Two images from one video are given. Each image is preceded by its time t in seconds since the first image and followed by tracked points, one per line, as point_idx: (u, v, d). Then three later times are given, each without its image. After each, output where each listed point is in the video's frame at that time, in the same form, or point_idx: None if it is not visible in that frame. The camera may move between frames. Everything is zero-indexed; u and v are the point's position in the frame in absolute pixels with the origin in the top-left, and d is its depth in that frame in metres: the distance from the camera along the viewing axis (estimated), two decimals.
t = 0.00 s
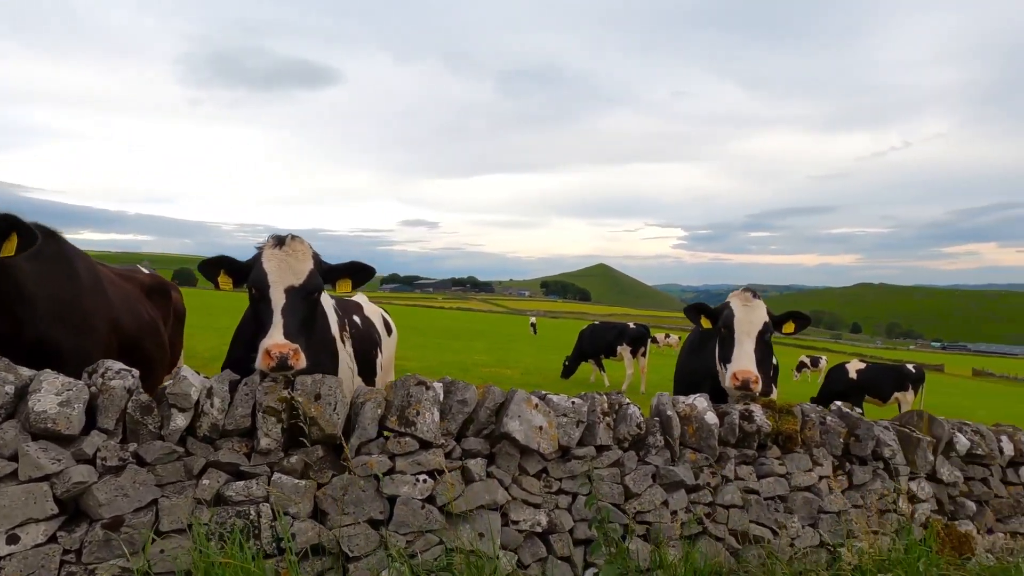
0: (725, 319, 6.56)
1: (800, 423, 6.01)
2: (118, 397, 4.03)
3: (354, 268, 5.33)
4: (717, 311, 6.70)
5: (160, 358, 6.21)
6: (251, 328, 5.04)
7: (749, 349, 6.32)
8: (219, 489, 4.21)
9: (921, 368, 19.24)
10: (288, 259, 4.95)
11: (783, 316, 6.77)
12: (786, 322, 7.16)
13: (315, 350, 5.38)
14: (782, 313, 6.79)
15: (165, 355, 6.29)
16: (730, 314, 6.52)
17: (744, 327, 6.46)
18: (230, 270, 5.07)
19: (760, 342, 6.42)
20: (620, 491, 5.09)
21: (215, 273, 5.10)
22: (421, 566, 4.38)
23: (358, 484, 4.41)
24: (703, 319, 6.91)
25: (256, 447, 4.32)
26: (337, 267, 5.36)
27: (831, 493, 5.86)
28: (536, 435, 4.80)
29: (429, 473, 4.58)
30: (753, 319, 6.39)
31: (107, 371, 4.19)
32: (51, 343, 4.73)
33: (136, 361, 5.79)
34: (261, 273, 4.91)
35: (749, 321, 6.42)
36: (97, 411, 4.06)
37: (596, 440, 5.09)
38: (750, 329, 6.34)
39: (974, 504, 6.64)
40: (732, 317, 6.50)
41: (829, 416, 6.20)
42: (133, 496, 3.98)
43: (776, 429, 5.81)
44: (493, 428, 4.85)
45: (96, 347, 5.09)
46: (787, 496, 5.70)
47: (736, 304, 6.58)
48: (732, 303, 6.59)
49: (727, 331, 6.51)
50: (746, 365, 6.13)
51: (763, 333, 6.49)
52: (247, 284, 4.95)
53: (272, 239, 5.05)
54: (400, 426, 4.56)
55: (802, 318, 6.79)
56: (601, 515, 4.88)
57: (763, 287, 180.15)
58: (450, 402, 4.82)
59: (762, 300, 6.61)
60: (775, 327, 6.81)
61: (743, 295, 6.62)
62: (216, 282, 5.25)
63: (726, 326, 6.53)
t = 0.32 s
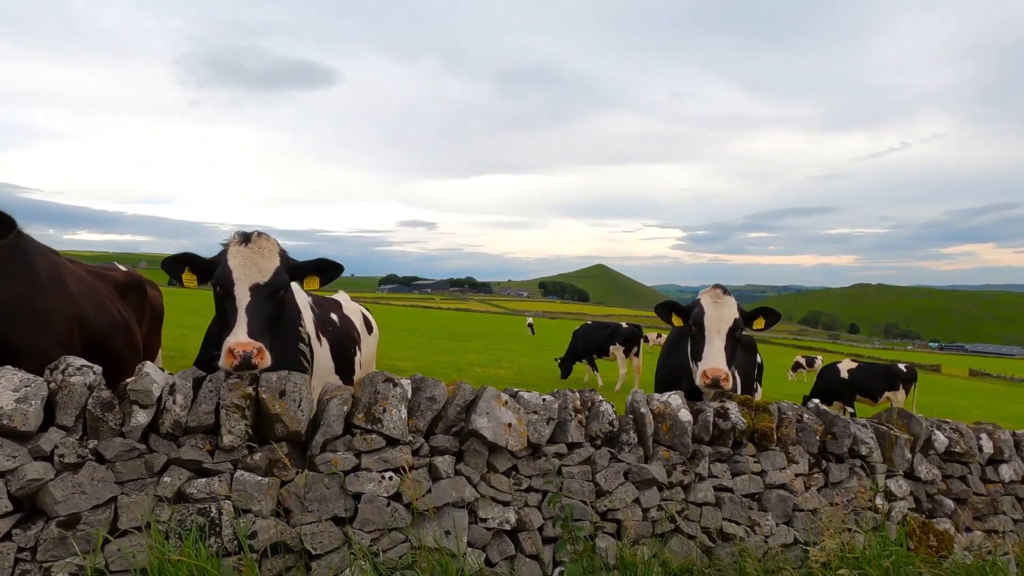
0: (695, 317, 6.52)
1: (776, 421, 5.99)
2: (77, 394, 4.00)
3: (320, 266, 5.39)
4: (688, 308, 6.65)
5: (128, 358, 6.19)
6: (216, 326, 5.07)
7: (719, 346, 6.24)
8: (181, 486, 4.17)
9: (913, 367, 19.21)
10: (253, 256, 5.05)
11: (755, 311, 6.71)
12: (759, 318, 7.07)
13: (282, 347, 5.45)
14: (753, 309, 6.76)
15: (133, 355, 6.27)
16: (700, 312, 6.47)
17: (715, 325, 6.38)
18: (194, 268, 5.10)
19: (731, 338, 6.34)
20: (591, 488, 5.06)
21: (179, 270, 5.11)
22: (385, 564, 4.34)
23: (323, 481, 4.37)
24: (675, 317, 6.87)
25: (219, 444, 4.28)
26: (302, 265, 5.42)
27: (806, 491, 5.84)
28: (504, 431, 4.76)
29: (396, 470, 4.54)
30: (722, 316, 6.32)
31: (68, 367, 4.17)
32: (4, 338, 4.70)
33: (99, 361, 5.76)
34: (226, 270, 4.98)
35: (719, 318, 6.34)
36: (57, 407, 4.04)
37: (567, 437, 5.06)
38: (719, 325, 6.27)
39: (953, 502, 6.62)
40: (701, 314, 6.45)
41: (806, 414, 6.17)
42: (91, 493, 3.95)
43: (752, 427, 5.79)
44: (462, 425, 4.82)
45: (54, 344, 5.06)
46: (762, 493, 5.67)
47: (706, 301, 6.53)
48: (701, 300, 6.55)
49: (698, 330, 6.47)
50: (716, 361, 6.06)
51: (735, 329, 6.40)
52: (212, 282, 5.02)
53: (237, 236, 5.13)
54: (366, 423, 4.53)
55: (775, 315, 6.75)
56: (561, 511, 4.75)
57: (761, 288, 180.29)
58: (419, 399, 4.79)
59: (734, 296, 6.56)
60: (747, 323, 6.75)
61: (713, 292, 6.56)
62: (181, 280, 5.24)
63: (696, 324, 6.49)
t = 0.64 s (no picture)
0: (673, 315, 6.48)
1: (757, 419, 5.93)
2: (38, 393, 3.96)
3: (292, 265, 5.40)
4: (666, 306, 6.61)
5: (98, 356, 6.16)
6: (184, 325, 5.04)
7: (696, 345, 6.22)
8: (144, 487, 4.11)
9: (904, 365, 19.22)
10: (223, 255, 5.04)
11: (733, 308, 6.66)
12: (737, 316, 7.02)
13: (253, 346, 5.45)
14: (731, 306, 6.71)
15: (103, 352, 6.23)
16: (678, 310, 6.43)
17: (693, 322, 6.34)
18: (162, 265, 5.07)
19: (708, 336, 6.31)
20: (566, 488, 5.01)
21: (146, 267, 5.05)
22: (353, 565, 4.27)
23: (290, 481, 4.31)
24: (653, 315, 6.82)
25: (184, 444, 4.22)
26: (273, 264, 5.40)
27: (786, 490, 5.81)
28: (476, 431, 4.70)
29: (366, 470, 4.48)
30: (700, 314, 6.28)
31: (32, 366, 4.14)
32: None
33: (65, 360, 5.73)
34: (195, 268, 4.96)
35: (697, 316, 6.30)
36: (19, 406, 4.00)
37: (542, 436, 5.01)
38: (697, 324, 6.23)
39: (935, 501, 6.58)
40: (679, 312, 6.40)
41: (787, 412, 6.13)
42: (51, 494, 3.90)
43: (731, 426, 5.74)
44: (435, 424, 4.76)
45: (18, 344, 5.03)
46: (740, 493, 5.63)
47: (683, 299, 6.49)
48: (678, 298, 6.50)
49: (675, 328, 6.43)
50: (694, 360, 6.02)
51: (713, 327, 6.37)
52: (180, 280, 4.98)
53: (207, 233, 5.11)
54: (336, 422, 4.48)
55: (753, 312, 6.70)
56: (529, 513, 4.80)
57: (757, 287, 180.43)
58: (391, 398, 4.73)
59: (711, 294, 6.52)
60: (725, 321, 6.71)
61: (691, 290, 6.51)
62: (148, 277, 5.19)
63: (674, 322, 6.45)
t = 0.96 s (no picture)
0: (653, 311, 6.40)
1: (739, 416, 5.83)
2: None
3: (262, 259, 5.33)
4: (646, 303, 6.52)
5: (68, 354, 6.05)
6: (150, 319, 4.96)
7: (676, 341, 6.15)
8: (103, 485, 4.01)
9: (898, 364, 19.14)
10: (190, 248, 4.97)
11: (714, 305, 6.58)
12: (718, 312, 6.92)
13: (223, 341, 5.37)
14: (712, 302, 6.62)
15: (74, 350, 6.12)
16: (658, 306, 6.35)
17: (673, 319, 6.26)
18: (127, 258, 5.00)
19: (689, 333, 6.24)
20: (540, 486, 4.91)
21: (108, 259, 4.97)
22: (317, 565, 4.18)
23: (254, 479, 4.20)
24: (633, 312, 6.74)
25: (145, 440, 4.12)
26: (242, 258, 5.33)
27: (767, 489, 5.72)
28: (447, 427, 4.60)
29: (332, 468, 4.37)
30: (680, 310, 6.21)
31: None
32: None
33: (32, 359, 5.62)
34: (161, 261, 4.90)
35: (677, 312, 6.23)
36: None
37: (516, 433, 4.91)
38: (677, 321, 6.16)
39: (920, 500, 6.49)
40: (659, 309, 6.33)
41: (770, 409, 6.03)
42: (4, 492, 3.86)
43: (711, 423, 5.64)
44: (406, 421, 4.66)
45: None
46: (719, 491, 5.54)
47: (664, 295, 6.41)
48: (659, 294, 6.42)
49: (655, 324, 6.35)
50: (672, 357, 5.95)
51: (693, 324, 6.30)
52: (145, 272, 4.91)
53: (174, 226, 5.05)
54: (303, 418, 4.38)
55: (734, 308, 6.62)
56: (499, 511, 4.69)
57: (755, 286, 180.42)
58: (361, 395, 4.62)
59: (692, 290, 6.43)
60: (706, 317, 6.63)
61: (672, 285, 6.43)
62: (113, 271, 5.11)
63: (654, 318, 6.36)
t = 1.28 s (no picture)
0: (635, 306, 6.32)
1: (723, 413, 5.69)
2: None
3: (230, 252, 5.28)
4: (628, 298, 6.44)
5: (39, 350, 5.91)
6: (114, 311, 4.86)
7: (657, 336, 6.07)
8: (58, 483, 3.89)
9: (894, 364, 18.98)
10: (154, 239, 4.90)
11: (697, 300, 6.50)
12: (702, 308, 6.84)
13: (192, 336, 5.26)
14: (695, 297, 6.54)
15: (47, 347, 5.98)
16: (640, 301, 6.26)
17: (655, 314, 6.19)
18: (89, 250, 4.91)
19: (671, 329, 6.16)
20: (515, 485, 4.78)
21: (68, 252, 4.87)
22: (280, 565, 4.06)
23: (216, 477, 4.06)
24: (615, 307, 6.65)
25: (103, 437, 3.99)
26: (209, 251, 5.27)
27: (751, 487, 5.60)
28: (417, 424, 4.46)
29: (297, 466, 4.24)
30: (662, 305, 6.13)
31: None
32: None
33: None
34: (124, 252, 4.82)
35: (659, 308, 6.14)
36: None
37: (491, 430, 4.77)
38: (658, 316, 6.09)
39: (908, 499, 6.37)
40: (641, 304, 6.24)
41: (755, 406, 5.90)
42: None
43: (694, 420, 5.50)
44: (377, 417, 4.52)
45: None
46: (701, 490, 5.42)
47: (646, 290, 6.32)
48: (641, 289, 6.33)
49: (637, 320, 6.26)
50: (653, 353, 5.87)
51: (675, 319, 6.22)
52: (107, 264, 4.83)
53: (137, 218, 4.97)
54: (268, 415, 4.23)
55: (717, 303, 6.54)
56: (472, 509, 4.57)
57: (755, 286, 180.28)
58: (330, 390, 4.47)
59: (675, 284, 6.34)
60: (689, 312, 6.54)
61: (654, 280, 6.34)
62: (72, 265, 5.01)
63: (636, 313, 6.27)
